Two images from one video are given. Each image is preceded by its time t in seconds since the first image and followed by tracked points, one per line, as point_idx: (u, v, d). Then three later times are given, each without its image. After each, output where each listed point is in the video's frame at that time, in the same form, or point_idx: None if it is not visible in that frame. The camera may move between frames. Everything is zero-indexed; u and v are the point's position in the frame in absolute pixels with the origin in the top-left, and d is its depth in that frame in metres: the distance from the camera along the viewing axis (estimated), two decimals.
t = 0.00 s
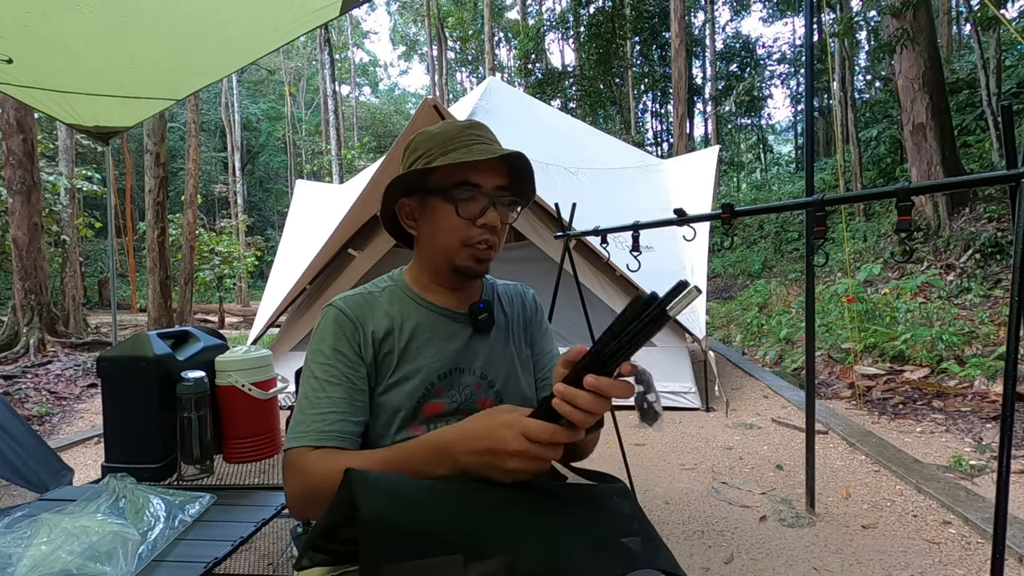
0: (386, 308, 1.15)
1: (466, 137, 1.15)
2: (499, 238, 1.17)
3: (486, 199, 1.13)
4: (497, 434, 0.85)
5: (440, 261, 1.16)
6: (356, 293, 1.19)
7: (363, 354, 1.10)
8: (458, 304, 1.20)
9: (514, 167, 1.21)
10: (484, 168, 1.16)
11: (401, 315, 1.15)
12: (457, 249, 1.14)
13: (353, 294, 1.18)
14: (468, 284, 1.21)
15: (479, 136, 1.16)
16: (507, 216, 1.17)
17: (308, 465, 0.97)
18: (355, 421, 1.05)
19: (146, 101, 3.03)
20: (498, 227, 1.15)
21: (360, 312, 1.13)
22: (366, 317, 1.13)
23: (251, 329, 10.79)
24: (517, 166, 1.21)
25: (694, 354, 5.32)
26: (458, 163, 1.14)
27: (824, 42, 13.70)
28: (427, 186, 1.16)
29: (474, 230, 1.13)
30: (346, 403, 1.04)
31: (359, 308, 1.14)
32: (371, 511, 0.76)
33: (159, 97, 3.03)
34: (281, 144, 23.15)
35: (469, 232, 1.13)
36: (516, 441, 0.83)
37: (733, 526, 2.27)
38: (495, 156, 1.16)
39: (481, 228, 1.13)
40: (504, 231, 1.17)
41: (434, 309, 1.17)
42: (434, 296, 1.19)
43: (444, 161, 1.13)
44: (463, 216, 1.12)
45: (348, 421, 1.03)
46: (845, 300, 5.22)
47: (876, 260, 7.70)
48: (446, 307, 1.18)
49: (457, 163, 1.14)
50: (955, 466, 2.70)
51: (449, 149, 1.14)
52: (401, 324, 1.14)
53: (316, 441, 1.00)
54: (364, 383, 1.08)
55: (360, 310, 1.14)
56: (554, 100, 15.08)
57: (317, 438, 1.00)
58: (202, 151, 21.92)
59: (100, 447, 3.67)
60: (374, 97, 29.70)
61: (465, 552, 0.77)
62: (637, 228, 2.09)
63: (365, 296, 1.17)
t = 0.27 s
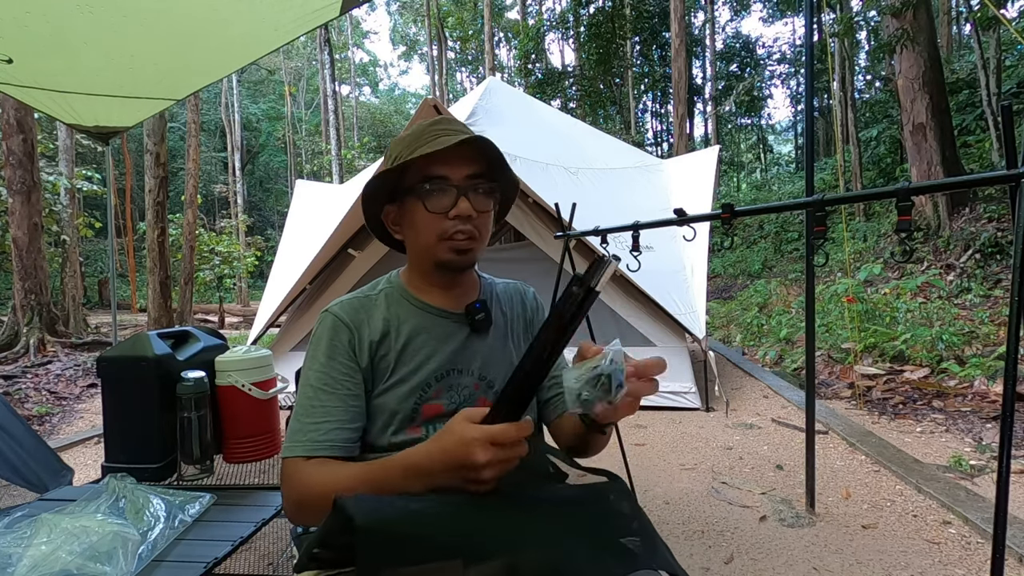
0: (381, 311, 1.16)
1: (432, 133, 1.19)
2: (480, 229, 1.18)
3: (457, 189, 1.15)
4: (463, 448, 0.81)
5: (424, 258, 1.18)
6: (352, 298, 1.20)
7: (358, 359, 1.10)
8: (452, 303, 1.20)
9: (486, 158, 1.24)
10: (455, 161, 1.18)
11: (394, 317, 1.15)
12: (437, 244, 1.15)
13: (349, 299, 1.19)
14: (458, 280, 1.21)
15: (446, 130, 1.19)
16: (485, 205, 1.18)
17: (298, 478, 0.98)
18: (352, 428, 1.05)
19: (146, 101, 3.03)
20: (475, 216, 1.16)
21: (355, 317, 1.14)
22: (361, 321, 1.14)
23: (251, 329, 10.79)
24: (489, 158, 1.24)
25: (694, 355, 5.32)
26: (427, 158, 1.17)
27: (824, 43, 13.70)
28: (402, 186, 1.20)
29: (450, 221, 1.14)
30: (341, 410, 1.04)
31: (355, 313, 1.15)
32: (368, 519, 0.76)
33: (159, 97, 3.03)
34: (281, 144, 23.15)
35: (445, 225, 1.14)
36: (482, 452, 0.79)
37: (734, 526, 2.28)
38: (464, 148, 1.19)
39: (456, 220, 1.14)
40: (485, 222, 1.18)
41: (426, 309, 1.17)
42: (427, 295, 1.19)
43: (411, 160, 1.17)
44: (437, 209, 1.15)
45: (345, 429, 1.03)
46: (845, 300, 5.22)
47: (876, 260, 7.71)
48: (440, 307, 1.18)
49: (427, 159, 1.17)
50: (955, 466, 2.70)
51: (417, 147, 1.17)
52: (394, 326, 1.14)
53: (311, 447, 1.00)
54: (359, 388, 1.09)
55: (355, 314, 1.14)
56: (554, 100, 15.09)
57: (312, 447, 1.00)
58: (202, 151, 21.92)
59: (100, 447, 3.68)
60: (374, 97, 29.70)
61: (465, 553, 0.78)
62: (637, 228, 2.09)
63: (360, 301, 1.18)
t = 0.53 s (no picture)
0: (379, 312, 1.16)
1: (417, 137, 1.18)
2: (471, 232, 1.17)
3: (442, 195, 1.15)
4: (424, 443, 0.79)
5: (416, 262, 1.18)
6: (351, 299, 1.20)
7: (354, 360, 1.10)
8: (450, 304, 1.20)
9: (473, 160, 1.24)
10: (442, 165, 1.18)
11: (391, 318, 1.15)
12: (428, 249, 1.15)
13: (347, 300, 1.19)
14: (453, 282, 1.21)
15: (432, 133, 1.18)
16: (475, 207, 1.17)
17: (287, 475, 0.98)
18: (344, 429, 1.04)
19: (146, 102, 3.03)
20: (463, 219, 1.15)
21: (354, 318, 1.14)
22: (358, 322, 1.14)
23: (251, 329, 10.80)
24: (477, 159, 1.23)
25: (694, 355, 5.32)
26: (414, 164, 1.17)
27: (824, 42, 13.70)
28: (390, 192, 1.20)
29: (438, 226, 1.14)
30: (337, 410, 1.04)
31: (353, 314, 1.15)
32: (369, 520, 0.77)
33: (159, 97, 3.03)
34: (281, 144, 23.16)
35: (433, 230, 1.14)
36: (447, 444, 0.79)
37: (734, 526, 2.28)
38: (450, 151, 1.19)
39: (444, 224, 1.14)
40: (474, 224, 1.17)
41: (424, 310, 1.17)
42: (425, 296, 1.20)
43: (396, 167, 1.17)
44: (424, 214, 1.14)
45: (342, 429, 1.03)
46: (845, 300, 5.21)
47: (876, 260, 7.71)
48: (437, 308, 1.18)
49: (413, 164, 1.17)
50: (955, 466, 2.70)
51: (401, 152, 1.17)
52: (391, 328, 1.14)
53: (307, 448, 1.00)
54: (355, 388, 1.09)
55: (354, 315, 1.15)
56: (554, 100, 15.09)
57: (304, 447, 1.00)
58: (202, 151, 21.93)
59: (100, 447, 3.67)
60: (374, 97, 29.70)
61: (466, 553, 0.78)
62: (637, 228, 2.09)
63: (359, 303, 1.18)
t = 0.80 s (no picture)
0: (378, 311, 1.16)
1: (424, 137, 1.18)
2: (472, 235, 1.17)
3: (446, 197, 1.15)
4: (395, 425, 0.78)
5: (418, 263, 1.18)
6: (350, 298, 1.20)
7: (351, 359, 1.11)
8: (448, 304, 1.20)
9: (479, 163, 1.23)
10: (448, 166, 1.18)
11: (390, 316, 1.15)
12: (428, 250, 1.15)
13: (347, 299, 1.19)
14: (454, 282, 1.21)
15: (440, 133, 1.18)
16: (478, 211, 1.16)
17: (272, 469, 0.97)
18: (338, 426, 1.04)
19: (146, 101, 3.03)
20: (464, 223, 1.15)
21: (352, 317, 1.14)
22: (356, 321, 1.14)
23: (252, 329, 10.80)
24: (482, 161, 1.23)
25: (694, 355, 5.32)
26: (420, 164, 1.17)
27: (824, 43, 13.70)
28: (394, 190, 1.20)
29: (439, 227, 1.14)
30: (331, 408, 1.04)
31: (352, 313, 1.15)
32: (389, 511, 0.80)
33: (158, 97, 3.03)
34: (281, 144, 23.17)
35: (435, 231, 1.14)
36: (411, 431, 0.76)
37: (733, 526, 2.28)
38: (456, 154, 1.19)
39: (445, 226, 1.14)
40: (476, 228, 1.17)
41: (422, 309, 1.17)
42: (423, 295, 1.20)
43: (401, 166, 1.17)
44: (426, 215, 1.14)
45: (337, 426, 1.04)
46: (845, 300, 5.21)
47: (876, 260, 7.71)
48: (436, 307, 1.18)
49: (419, 164, 1.17)
50: (955, 466, 2.70)
51: (407, 152, 1.17)
52: (389, 326, 1.14)
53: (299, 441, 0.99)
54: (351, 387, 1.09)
55: (352, 314, 1.15)
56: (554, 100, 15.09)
57: (295, 439, 0.99)
58: (202, 151, 21.94)
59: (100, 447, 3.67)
60: (374, 97, 29.70)
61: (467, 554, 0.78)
62: (637, 228, 2.09)
63: (358, 301, 1.18)
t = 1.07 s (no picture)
0: (377, 310, 1.16)
1: (444, 146, 1.17)
2: (475, 249, 1.17)
3: (456, 211, 1.15)
4: (416, 435, 0.85)
5: (417, 266, 1.19)
6: (349, 296, 1.20)
7: (349, 357, 1.11)
8: (447, 305, 1.21)
9: (493, 180, 1.23)
10: (462, 180, 1.17)
11: (390, 315, 1.15)
12: (431, 257, 1.16)
13: (346, 297, 1.19)
14: (453, 286, 1.21)
15: (460, 148, 1.17)
16: (485, 228, 1.17)
17: (270, 470, 0.97)
18: (336, 425, 1.04)
19: (146, 102, 3.04)
20: (469, 239, 1.15)
21: (350, 315, 1.14)
22: (355, 320, 1.14)
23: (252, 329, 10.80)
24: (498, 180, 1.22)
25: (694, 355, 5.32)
26: (435, 173, 1.16)
27: (824, 43, 13.70)
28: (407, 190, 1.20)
29: (444, 240, 1.14)
30: (328, 405, 1.04)
31: (350, 311, 1.15)
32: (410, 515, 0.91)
33: (159, 97, 3.03)
34: (281, 144, 23.18)
35: (440, 242, 1.14)
36: (434, 441, 0.83)
37: (733, 526, 2.28)
38: (473, 170, 1.18)
39: (452, 240, 1.14)
40: (480, 244, 1.18)
41: (422, 308, 1.17)
42: (423, 295, 1.20)
43: (416, 170, 1.16)
44: (434, 224, 1.15)
45: (334, 425, 1.04)
46: (845, 300, 5.20)
47: (876, 260, 7.71)
48: (436, 308, 1.19)
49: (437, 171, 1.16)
50: (955, 466, 2.70)
51: (425, 157, 1.17)
52: (388, 326, 1.14)
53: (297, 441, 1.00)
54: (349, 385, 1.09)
55: (351, 313, 1.15)
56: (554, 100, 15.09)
57: (294, 439, 0.99)
58: (202, 151, 21.93)
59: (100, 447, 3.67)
60: (374, 97, 29.71)
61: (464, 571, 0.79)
62: (637, 228, 2.09)
63: (356, 300, 1.18)
